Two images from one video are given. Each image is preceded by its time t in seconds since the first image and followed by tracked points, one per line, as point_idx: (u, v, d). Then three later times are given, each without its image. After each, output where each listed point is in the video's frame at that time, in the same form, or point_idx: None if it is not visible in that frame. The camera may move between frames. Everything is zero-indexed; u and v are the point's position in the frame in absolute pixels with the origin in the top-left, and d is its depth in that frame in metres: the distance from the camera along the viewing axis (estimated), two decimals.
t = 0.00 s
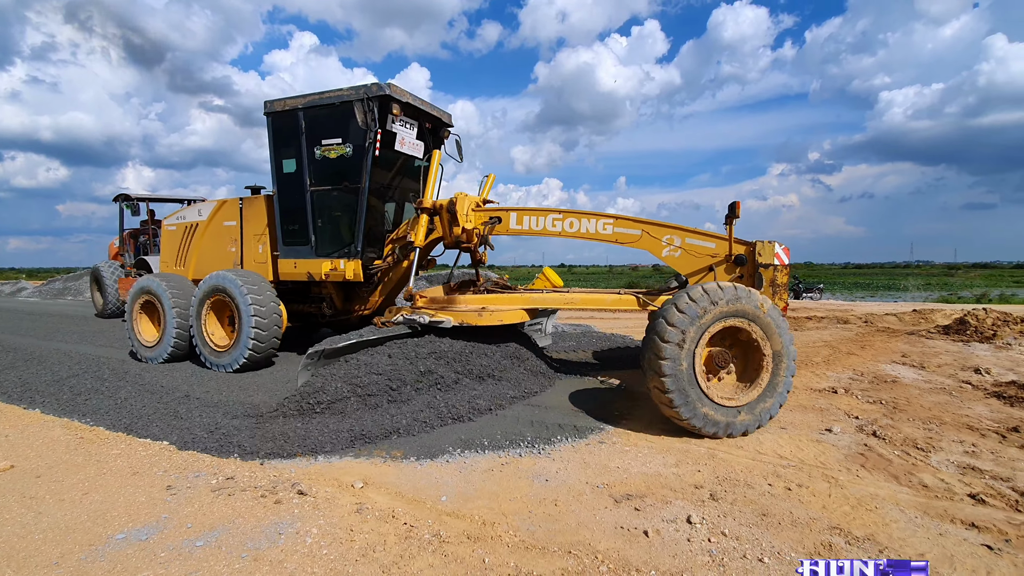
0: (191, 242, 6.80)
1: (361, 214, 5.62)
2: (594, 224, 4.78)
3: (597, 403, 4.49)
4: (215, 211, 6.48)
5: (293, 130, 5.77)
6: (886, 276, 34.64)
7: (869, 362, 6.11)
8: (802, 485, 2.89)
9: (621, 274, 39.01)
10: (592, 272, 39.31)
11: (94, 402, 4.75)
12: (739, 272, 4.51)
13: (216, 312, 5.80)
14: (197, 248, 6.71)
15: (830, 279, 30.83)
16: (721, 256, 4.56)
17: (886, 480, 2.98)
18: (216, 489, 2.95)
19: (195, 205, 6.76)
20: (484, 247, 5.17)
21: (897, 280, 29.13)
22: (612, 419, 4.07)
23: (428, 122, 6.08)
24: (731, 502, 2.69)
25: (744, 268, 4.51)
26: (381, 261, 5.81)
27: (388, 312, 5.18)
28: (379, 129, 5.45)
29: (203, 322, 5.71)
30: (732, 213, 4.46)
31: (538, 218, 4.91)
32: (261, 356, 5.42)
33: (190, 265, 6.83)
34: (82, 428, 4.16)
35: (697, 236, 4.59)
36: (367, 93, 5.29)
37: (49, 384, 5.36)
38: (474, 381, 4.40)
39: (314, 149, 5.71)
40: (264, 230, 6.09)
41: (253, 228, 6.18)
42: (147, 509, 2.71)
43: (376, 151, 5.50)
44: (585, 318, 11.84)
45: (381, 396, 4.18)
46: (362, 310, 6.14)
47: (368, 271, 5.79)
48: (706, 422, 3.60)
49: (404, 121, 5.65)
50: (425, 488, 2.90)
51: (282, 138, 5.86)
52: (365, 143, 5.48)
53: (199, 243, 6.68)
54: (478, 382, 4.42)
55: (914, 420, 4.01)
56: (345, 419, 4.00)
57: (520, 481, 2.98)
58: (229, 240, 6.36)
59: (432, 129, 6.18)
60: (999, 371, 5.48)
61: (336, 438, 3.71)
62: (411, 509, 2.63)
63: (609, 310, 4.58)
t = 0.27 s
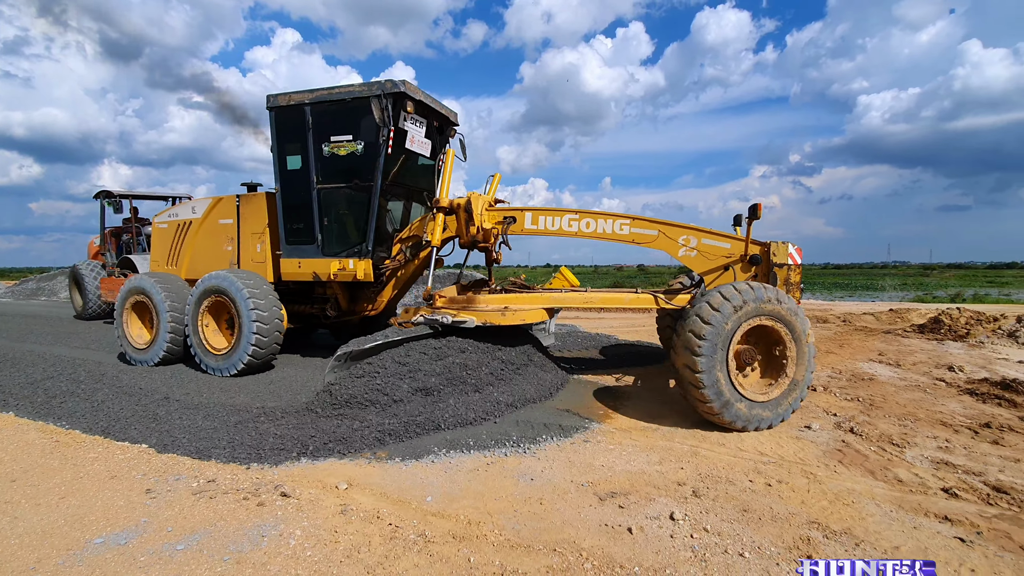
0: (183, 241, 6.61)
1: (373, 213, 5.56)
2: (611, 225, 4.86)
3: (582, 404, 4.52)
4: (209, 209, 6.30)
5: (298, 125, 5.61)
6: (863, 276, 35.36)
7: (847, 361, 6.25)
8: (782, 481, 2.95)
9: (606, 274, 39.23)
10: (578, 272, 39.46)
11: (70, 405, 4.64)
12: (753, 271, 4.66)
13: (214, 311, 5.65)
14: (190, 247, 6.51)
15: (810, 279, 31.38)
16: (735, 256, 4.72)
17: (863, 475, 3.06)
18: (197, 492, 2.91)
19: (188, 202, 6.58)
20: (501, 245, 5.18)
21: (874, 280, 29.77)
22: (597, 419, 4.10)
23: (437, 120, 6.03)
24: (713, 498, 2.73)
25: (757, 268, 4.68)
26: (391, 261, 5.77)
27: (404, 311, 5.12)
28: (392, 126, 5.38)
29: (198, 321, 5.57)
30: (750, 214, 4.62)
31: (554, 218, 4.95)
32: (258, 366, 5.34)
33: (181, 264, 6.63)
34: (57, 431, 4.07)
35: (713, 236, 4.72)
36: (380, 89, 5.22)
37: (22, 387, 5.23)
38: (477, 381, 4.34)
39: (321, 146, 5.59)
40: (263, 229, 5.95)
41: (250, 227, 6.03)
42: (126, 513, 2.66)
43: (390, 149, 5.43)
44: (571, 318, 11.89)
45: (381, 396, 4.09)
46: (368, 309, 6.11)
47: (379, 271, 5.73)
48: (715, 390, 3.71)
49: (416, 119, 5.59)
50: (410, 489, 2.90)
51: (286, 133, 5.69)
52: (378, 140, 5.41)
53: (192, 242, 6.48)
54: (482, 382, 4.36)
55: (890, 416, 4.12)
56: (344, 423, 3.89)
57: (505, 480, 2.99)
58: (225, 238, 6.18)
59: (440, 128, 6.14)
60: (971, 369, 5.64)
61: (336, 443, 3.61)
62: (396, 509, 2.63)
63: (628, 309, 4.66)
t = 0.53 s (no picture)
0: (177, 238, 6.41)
1: (385, 212, 5.50)
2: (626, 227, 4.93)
3: (567, 404, 4.55)
4: (208, 206, 6.11)
5: (308, 121, 5.50)
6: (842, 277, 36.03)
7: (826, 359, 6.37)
8: (762, 478, 3.00)
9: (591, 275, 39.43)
10: (563, 272, 39.57)
11: (43, 408, 4.53)
12: (765, 271, 4.84)
13: (219, 314, 5.48)
14: (184, 246, 6.31)
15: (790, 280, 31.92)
16: (748, 256, 4.87)
17: (840, 471, 3.13)
18: (177, 495, 2.86)
19: (183, 199, 6.38)
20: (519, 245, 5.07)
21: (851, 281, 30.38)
22: (582, 418, 4.13)
23: (448, 119, 6.01)
24: (695, 495, 2.76)
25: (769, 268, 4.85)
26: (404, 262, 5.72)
27: (424, 311, 5.14)
28: (409, 125, 5.34)
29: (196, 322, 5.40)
30: (766, 217, 4.75)
31: (570, 219, 5.01)
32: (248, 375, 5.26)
33: (174, 264, 6.42)
34: (30, 435, 3.97)
35: (726, 237, 4.85)
36: (399, 88, 5.19)
37: None
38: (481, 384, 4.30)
39: (332, 143, 5.50)
40: (266, 227, 5.80)
41: (252, 226, 5.87)
42: (103, 517, 2.61)
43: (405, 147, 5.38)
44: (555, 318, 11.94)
45: (385, 399, 4.00)
46: (377, 310, 6.04)
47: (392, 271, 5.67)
48: (743, 346, 3.87)
49: (429, 116, 5.56)
50: (394, 489, 2.89)
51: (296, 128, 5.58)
52: (395, 138, 5.36)
53: (188, 240, 6.29)
54: (486, 386, 4.31)
55: (866, 413, 4.21)
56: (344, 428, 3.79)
57: (489, 479, 3.00)
58: (225, 237, 6.02)
59: (449, 127, 6.12)
60: (944, 367, 5.80)
61: (338, 448, 3.50)
62: (380, 510, 2.61)
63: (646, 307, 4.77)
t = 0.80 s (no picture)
0: (174, 237, 6.21)
1: (404, 211, 5.47)
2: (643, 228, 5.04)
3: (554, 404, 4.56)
4: (210, 204, 5.96)
5: (324, 119, 5.41)
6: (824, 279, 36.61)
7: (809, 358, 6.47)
8: (745, 476, 3.04)
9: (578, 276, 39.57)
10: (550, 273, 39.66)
11: (20, 411, 4.43)
12: (773, 271, 5.00)
13: (230, 314, 5.34)
14: (184, 245, 6.12)
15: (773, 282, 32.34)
16: (758, 257, 5.01)
17: (820, 468, 3.18)
18: (158, 499, 2.82)
19: (182, 197, 6.18)
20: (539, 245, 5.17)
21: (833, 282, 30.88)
22: (569, 419, 4.16)
23: (462, 120, 6.01)
24: (679, 494, 2.79)
25: (777, 268, 5.01)
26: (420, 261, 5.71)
27: (448, 308, 5.17)
28: (429, 125, 5.33)
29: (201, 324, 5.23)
30: (779, 219, 4.88)
31: (587, 220, 5.09)
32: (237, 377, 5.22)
33: (173, 263, 6.21)
34: (6, 439, 3.88)
35: (738, 238, 4.99)
36: (422, 88, 5.18)
37: None
38: (488, 390, 4.29)
39: (349, 142, 5.42)
40: (275, 227, 5.68)
41: (259, 225, 5.74)
42: (82, 522, 2.56)
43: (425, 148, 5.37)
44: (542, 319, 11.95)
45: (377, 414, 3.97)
46: (390, 310, 5.95)
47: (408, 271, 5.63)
48: (781, 307, 4.20)
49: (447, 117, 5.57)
50: (379, 491, 2.87)
51: (311, 127, 5.46)
52: (415, 139, 5.34)
53: (189, 239, 6.10)
54: (485, 396, 4.24)
55: (846, 412, 4.29)
56: (353, 433, 3.70)
57: (475, 480, 3.00)
58: (230, 236, 5.87)
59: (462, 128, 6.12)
60: (922, 366, 5.93)
61: (350, 453, 3.41)
62: (366, 512, 2.60)
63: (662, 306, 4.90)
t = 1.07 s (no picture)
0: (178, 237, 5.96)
1: (427, 213, 5.42)
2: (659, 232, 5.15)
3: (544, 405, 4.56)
4: (218, 203, 5.75)
5: (343, 119, 5.30)
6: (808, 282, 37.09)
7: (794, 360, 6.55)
8: (731, 477, 3.07)
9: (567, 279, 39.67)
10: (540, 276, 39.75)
11: None
12: (782, 275, 5.13)
13: (246, 314, 5.19)
14: (189, 246, 5.87)
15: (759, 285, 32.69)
16: (768, 261, 5.14)
17: (805, 469, 3.22)
18: (140, 504, 2.77)
19: (183, 197, 5.93)
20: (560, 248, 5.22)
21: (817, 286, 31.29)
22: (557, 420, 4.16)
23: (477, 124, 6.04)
24: (666, 495, 2.81)
25: (785, 271, 5.15)
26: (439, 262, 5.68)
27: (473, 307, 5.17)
28: (451, 128, 5.33)
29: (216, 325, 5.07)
30: (791, 226, 4.97)
31: (604, 224, 5.18)
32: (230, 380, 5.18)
33: (174, 265, 5.95)
34: None
35: (749, 243, 5.12)
36: (445, 91, 5.18)
37: None
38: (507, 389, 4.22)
39: (371, 142, 5.33)
40: (289, 227, 5.56)
41: (271, 225, 5.58)
42: (62, 527, 2.51)
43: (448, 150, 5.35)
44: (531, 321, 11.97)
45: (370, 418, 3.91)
46: (407, 313, 5.85)
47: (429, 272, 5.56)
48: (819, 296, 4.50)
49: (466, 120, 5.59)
50: (366, 494, 2.85)
51: (328, 127, 5.34)
52: (438, 140, 5.32)
53: (193, 240, 5.86)
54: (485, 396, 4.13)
55: (830, 413, 4.35)
56: (346, 436, 3.66)
57: (463, 482, 3.00)
58: (239, 237, 5.69)
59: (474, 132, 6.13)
60: (904, 368, 6.02)
61: (343, 456, 3.39)
62: (352, 516, 2.58)
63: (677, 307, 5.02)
